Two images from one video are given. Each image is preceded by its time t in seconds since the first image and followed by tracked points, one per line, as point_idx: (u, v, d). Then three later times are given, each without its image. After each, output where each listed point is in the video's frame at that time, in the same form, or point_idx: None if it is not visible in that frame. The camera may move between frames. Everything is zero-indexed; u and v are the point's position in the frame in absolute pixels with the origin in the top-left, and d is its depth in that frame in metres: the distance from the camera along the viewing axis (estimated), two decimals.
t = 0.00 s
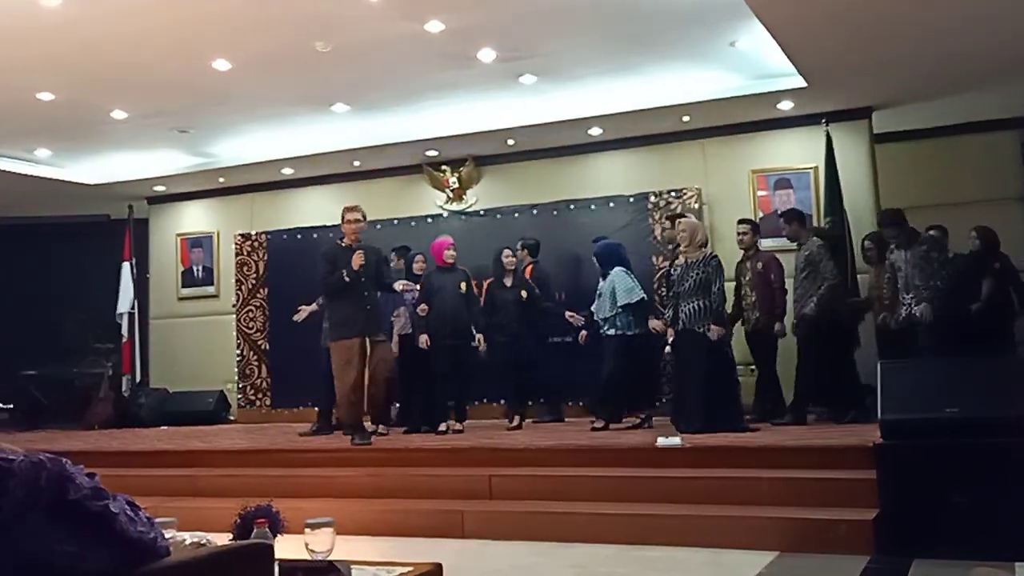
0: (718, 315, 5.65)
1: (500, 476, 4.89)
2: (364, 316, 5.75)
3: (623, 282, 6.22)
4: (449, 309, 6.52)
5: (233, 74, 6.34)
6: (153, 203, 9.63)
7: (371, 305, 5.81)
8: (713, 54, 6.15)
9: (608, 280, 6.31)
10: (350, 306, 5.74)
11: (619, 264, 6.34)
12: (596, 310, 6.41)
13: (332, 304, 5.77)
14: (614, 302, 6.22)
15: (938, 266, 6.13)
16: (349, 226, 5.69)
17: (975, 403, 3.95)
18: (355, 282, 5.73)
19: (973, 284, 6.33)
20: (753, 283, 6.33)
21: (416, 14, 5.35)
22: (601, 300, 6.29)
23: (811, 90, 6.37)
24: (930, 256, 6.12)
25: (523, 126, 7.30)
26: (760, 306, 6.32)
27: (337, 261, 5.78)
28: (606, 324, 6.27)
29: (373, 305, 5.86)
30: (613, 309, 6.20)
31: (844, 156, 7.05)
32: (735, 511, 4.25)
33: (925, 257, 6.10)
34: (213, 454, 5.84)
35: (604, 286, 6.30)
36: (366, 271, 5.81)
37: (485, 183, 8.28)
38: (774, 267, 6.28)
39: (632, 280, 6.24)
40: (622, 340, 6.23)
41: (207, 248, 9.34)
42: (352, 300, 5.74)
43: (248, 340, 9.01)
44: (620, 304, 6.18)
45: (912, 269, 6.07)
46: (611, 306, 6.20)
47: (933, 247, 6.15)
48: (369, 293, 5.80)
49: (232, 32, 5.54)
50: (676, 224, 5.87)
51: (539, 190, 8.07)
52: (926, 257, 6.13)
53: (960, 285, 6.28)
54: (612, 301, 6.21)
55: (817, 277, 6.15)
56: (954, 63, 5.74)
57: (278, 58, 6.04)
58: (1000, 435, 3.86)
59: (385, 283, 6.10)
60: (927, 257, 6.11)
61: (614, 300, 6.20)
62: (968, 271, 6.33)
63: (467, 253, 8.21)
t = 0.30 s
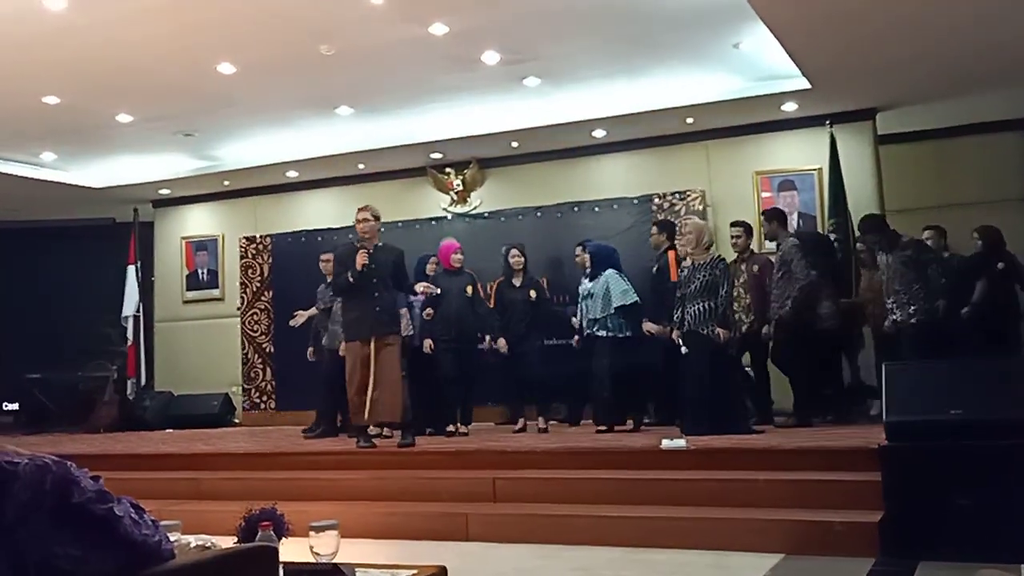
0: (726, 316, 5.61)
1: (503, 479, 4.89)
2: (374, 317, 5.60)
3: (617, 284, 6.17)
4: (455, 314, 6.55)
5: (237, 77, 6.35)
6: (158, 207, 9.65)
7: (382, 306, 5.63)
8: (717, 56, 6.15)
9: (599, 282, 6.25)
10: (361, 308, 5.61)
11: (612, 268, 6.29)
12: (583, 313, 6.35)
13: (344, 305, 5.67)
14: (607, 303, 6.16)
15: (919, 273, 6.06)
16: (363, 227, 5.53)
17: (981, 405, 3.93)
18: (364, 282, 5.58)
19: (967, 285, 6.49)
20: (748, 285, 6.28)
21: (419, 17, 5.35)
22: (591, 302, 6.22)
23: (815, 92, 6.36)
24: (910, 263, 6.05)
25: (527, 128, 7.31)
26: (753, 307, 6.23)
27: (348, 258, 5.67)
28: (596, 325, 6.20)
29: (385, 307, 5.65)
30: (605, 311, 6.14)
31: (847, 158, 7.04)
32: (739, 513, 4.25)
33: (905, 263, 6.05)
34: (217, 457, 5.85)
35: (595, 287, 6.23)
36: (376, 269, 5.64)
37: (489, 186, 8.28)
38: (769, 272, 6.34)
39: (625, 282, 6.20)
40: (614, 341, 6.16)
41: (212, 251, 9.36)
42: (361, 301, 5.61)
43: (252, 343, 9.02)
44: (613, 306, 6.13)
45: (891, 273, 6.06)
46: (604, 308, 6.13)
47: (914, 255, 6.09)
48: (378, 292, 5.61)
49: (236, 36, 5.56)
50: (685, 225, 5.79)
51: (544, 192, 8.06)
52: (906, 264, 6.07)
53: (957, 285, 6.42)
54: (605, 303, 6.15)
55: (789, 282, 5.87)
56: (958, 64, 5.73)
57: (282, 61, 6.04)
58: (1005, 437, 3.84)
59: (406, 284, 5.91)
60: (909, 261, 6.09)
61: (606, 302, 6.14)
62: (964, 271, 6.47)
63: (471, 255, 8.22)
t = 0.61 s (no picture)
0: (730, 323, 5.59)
1: (507, 484, 4.89)
2: (383, 319, 5.59)
3: (614, 288, 6.16)
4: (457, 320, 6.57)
5: (241, 83, 6.37)
6: (162, 212, 9.67)
7: (392, 310, 5.60)
8: (719, 61, 6.16)
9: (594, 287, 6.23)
10: (372, 310, 5.63)
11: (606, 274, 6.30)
12: (575, 319, 6.26)
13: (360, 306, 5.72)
14: (606, 308, 6.12)
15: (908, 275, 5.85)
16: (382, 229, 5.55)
17: (986, 409, 3.91)
18: (375, 282, 5.63)
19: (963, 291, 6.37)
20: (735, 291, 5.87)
21: (422, 22, 5.36)
22: (588, 308, 6.18)
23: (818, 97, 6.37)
24: (897, 264, 5.87)
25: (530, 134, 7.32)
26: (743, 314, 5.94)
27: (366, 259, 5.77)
28: (596, 331, 6.15)
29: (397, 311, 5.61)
30: (604, 317, 6.08)
31: (850, 162, 7.03)
32: (742, 519, 4.25)
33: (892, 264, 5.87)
34: (220, 462, 5.85)
35: (592, 292, 6.19)
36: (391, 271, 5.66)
37: (492, 191, 8.29)
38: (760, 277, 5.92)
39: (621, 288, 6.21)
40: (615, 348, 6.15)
41: (216, 256, 9.37)
42: (373, 299, 5.64)
43: (256, 349, 9.02)
44: (612, 312, 6.09)
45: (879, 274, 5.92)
46: (603, 313, 6.08)
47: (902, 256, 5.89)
48: (391, 295, 5.61)
49: (239, 43, 5.58)
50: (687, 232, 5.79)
51: (549, 197, 8.06)
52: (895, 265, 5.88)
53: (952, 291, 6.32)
54: (605, 308, 6.10)
55: (776, 295, 5.75)
56: (961, 68, 5.73)
57: (286, 67, 6.06)
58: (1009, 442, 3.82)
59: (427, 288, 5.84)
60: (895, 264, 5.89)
61: (605, 307, 6.10)
62: (961, 276, 6.37)
63: (475, 261, 8.21)
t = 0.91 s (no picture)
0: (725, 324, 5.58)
1: (513, 485, 4.89)
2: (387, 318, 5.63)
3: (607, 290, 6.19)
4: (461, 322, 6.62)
5: (247, 85, 6.39)
6: (168, 213, 9.70)
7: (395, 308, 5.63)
8: (724, 62, 6.16)
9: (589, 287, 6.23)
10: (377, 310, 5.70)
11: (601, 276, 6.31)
12: (569, 320, 6.22)
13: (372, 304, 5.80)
14: (602, 309, 6.11)
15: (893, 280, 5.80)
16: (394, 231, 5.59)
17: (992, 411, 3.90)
18: (382, 282, 5.71)
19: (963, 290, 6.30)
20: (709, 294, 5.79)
21: (427, 24, 5.37)
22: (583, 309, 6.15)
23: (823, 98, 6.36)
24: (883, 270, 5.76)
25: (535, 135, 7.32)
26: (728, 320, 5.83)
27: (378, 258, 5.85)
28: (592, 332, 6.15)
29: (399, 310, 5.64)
30: (603, 317, 6.09)
31: (855, 163, 7.02)
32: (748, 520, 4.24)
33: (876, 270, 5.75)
34: (226, 463, 5.87)
35: (588, 292, 6.17)
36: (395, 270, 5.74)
37: (497, 192, 8.30)
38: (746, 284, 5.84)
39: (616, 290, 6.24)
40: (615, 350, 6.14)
41: (221, 257, 9.39)
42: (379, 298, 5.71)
43: (262, 350, 9.03)
44: (611, 312, 6.11)
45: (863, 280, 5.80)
46: (602, 313, 6.08)
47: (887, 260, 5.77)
48: (394, 293, 5.65)
49: (245, 45, 5.60)
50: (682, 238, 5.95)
51: (554, 199, 8.06)
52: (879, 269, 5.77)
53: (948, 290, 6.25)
54: (604, 308, 6.11)
55: (749, 294, 5.73)
56: (967, 69, 5.72)
57: (291, 69, 6.07)
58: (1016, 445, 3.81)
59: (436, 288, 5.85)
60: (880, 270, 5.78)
61: (603, 307, 6.10)
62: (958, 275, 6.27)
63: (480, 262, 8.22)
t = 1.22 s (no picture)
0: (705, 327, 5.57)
1: (519, 484, 4.89)
2: (388, 317, 5.61)
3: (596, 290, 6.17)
4: (466, 321, 6.65)
5: (255, 85, 6.40)
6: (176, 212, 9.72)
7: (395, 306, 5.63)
8: (731, 61, 6.14)
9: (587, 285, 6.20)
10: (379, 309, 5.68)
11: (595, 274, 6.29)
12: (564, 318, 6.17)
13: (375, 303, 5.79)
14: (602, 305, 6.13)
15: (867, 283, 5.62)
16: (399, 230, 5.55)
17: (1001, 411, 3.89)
18: (384, 281, 5.69)
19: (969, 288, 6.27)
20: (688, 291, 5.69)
21: (435, 23, 5.37)
22: (583, 306, 6.11)
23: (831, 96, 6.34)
24: (855, 270, 5.60)
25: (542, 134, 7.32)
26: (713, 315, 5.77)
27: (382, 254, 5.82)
28: (591, 329, 6.15)
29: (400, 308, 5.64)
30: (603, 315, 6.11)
31: (863, 161, 6.99)
32: (756, 519, 4.23)
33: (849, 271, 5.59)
34: (232, 462, 5.88)
35: (586, 290, 6.14)
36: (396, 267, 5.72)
37: (504, 191, 8.30)
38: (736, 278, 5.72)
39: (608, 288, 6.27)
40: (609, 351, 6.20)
41: (229, 256, 9.41)
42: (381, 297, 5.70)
43: (268, 348, 9.02)
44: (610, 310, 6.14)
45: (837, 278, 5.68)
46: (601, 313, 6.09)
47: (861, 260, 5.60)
48: (395, 292, 5.64)
49: (253, 44, 5.61)
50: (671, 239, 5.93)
51: (562, 198, 8.05)
52: (855, 269, 5.61)
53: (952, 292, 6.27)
54: (602, 305, 6.11)
55: (724, 293, 5.58)
56: (976, 68, 5.70)
57: (299, 68, 6.08)
58: None
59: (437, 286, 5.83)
60: (854, 269, 5.62)
61: (602, 305, 6.11)
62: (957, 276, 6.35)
63: (487, 261, 8.21)
